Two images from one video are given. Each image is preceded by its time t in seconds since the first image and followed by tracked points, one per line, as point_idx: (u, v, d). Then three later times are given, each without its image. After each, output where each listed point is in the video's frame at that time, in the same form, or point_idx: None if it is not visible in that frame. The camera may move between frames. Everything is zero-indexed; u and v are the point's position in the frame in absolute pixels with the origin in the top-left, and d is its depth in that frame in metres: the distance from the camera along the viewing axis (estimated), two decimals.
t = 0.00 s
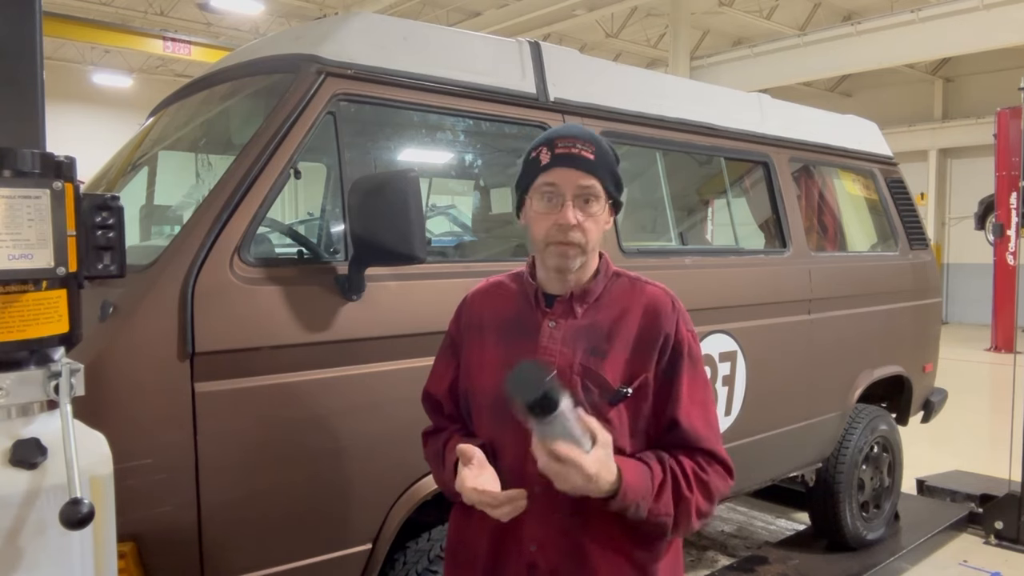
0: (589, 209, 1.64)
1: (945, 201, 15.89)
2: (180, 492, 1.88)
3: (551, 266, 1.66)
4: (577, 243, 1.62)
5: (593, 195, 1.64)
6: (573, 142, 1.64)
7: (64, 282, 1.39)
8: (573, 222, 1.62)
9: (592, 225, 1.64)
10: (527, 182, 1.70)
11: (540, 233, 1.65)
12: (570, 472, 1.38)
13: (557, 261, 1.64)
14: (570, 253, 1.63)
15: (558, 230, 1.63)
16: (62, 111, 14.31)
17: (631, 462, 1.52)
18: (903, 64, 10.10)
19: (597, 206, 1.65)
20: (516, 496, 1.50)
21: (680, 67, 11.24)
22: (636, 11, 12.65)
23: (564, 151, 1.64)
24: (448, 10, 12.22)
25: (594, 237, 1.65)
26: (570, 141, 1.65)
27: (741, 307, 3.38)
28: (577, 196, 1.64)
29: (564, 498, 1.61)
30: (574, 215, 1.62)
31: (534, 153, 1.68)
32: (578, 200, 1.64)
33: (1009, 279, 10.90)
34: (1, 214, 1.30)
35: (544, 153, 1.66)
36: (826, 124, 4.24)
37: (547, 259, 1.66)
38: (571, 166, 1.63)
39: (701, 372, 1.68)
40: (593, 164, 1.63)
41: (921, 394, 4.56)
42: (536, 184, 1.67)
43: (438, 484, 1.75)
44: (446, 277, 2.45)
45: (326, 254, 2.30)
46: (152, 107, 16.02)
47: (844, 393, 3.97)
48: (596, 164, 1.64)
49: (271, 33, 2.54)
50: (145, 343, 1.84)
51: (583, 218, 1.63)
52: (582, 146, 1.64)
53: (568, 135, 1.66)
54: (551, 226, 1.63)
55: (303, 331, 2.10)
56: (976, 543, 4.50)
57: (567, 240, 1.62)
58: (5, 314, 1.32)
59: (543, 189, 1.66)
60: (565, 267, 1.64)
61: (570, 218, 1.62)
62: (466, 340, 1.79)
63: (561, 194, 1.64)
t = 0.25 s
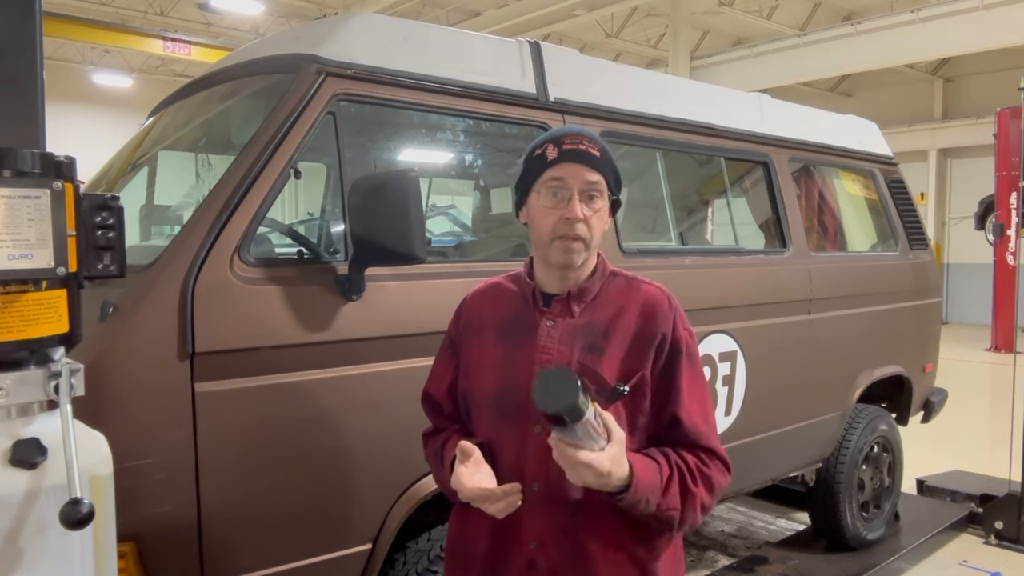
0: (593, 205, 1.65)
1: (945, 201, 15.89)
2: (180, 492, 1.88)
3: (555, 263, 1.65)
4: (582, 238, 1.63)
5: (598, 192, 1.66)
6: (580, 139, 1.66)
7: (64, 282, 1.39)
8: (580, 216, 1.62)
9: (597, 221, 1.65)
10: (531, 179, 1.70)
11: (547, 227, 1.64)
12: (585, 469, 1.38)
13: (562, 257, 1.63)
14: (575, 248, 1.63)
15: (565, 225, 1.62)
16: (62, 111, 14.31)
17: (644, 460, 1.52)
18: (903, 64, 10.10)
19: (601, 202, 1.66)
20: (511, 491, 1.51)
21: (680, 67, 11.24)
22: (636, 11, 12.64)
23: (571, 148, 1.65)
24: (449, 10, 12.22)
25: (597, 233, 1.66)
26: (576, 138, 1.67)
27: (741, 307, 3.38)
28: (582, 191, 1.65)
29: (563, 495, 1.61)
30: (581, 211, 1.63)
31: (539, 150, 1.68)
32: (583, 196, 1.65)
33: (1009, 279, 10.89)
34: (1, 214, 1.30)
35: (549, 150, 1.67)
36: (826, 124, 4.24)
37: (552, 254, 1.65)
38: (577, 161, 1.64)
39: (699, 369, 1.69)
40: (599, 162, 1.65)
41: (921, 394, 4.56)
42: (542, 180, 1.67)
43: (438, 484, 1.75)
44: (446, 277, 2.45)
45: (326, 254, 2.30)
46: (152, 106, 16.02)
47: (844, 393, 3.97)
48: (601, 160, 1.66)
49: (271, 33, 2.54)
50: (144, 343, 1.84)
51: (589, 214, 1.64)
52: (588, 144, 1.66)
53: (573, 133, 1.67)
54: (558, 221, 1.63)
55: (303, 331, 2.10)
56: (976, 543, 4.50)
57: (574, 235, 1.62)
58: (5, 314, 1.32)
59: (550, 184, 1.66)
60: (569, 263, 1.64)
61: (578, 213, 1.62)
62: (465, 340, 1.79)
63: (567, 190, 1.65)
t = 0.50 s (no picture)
0: (592, 205, 1.65)
1: (945, 201, 15.89)
2: (180, 492, 1.88)
3: (556, 263, 1.65)
4: (583, 239, 1.62)
5: (597, 192, 1.66)
6: (578, 140, 1.67)
7: (64, 282, 1.39)
8: (580, 217, 1.62)
9: (597, 221, 1.65)
10: (529, 181, 1.70)
11: (547, 228, 1.63)
12: (631, 383, 1.33)
13: (563, 258, 1.63)
14: (575, 249, 1.62)
15: (566, 225, 1.62)
16: (62, 111, 14.32)
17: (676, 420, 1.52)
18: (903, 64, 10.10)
19: (600, 202, 1.66)
20: (509, 488, 1.53)
21: (680, 67, 11.24)
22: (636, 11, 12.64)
23: (569, 148, 1.65)
24: (449, 10, 12.22)
25: (597, 233, 1.65)
26: (574, 139, 1.67)
27: (741, 307, 3.38)
28: (581, 192, 1.65)
29: (562, 493, 1.61)
30: (581, 210, 1.62)
31: (538, 151, 1.68)
32: (582, 196, 1.65)
33: (1009, 279, 10.89)
34: (1, 214, 1.30)
35: (548, 151, 1.67)
36: (826, 124, 4.24)
37: (553, 255, 1.65)
38: (577, 162, 1.64)
39: (697, 367, 1.68)
40: (598, 162, 1.66)
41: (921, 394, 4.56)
42: (541, 181, 1.67)
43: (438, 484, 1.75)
44: (446, 277, 2.45)
45: (326, 254, 2.30)
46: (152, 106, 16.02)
47: (844, 393, 3.97)
48: (599, 161, 1.66)
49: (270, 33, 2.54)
50: (144, 343, 1.84)
51: (589, 214, 1.64)
52: (586, 144, 1.67)
53: (571, 134, 1.68)
54: (558, 222, 1.63)
55: (303, 331, 2.10)
56: (976, 543, 4.50)
57: (575, 235, 1.62)
58: (6, 314, 1.32)
59: (549, 185, 1.66)
60: (570, 263, 1.64)
61: (578, 213, 1.62)
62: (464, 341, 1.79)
63: (567, 190, 1.65)
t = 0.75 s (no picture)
0: (586, 204, 1.65)
1: (945, 201, 15.89)
2: (180, 492, 1.88)
3: (551, 263, 1.65)
4: (576, 238, 1.62)
5: (590, 191, 1.65)
6: (571, 139, 1.67)
7: (64, 282, 1.39)
8: (572, 216, 1.62)
9: (591, 220, 1.64)
10: (526, 182, 1.71)
11: (541, 228, 1.64)
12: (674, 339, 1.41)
13: (557, 257, 1.64)
14: (569, 248, 1.63)
15: (558, 225, 1.62)
16: (62, 111, 14.31)
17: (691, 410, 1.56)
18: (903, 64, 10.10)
19: (594, 201, 1.65)
20: (509, 483, 1.53)
21: (680, 67, 11.22)
22: (636, 11, 12.64)
23: (561, 148, 1.65)
24: (448, 10, 12.22)
25: (593, 232, 1.65)
26: (567, 139, 1.67)
27: (741, 307, 3.38)
28: (575, 191, 1.65)
29: (562, 491, 1.61)
30: (573, 209, 1.62)
31: (532, 152, 1.69)
32: (576, 195, 1.64)
33: (1009, 279, 10.89)
34: (1, 214, 1.30)
35: (541, 152, 1.68)
36: (826, 124, 4.24)
37: (548, 255, 1.65)
38: (569, 162, 1.65)
39: (698, 366, 1.68)
40: (589, 161, 1.65)
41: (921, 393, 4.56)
42: (535, 182, 1.68)
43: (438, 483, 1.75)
44: (446, 277, 2.45)
45: (326, 254, 2.30)
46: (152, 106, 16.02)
47: (844, 393, 3.97)
48: (592, 160, 1.66)
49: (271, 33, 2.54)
50: (145, 343, 1.84)
51: (582, 213, 1.63)
52: (579, 144, 1.66)
53: (565, 134, 1.68)
54: (551, 222, 1.63)
55: (303, 331, 2.10)
56: (976, 543, 4.50)
57: (567, 234, 1.62)
58: (6, 314, 1.32)
59: (542, 186, 1.66)
60: (565, 263, 1.64)
61: (570, 212, 1.62)
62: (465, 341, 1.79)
63: (560, 190, 1.65)
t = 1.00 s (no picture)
0: (586, 201, 1.65)
1: (945, 201, 15.89)
2: (180, 492, 1.88)
3: (551, 259, 1.65)
4: (575, 234, 1.63)
5: (590, 188, 1.66)
6: (571, 137, 1.68)
7: (64, 282, 1.39)
8: (572, 211, 1.62)
9: (590, 216, 1.65)
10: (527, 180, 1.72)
11: (540, 223, 1.65)
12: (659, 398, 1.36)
13: (557, 253, 1.64)
14: (568, 244, 1.63)
15: (557, 221, 1.63)
16: (62, 111, 14.31)
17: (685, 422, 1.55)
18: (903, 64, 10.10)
19: (594, 198, 1.66)
20: (516, 476, 1.53)
21: (680, 67, 11.22)
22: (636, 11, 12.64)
23: (561, 145, 1.67)
24: (449, 10, 12.21)
25: (592, 228, 1.65)
26: (568, 136, 1.68)
27: (741, 307, 3.38)
28: (574, 188, 1.66)
29: (564, 489, 1.61)
30: (573, 205, 1.63)
31: (533, 150, 1.71)
32: (575, 191, 1.65)
33: (1009, 279, 10.89)
34: (1, 214, 1.30)
35: (541, 150, 1.69)
36: (826, 124, 4.24)
37: (547, 250, 1.65)
38: (568, 159, 1.66)
39: (698, 364, 1.69)
40: (589, 158, 1.66)
41: (921, 393, 4.56)
42: (535, 179, 1.69)
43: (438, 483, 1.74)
44: (446, 277, 2.45)
45: (326, 254, 2.30)
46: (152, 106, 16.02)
47: (844, 393, 3.97)
48: (592, 158, 1.67)
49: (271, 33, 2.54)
50: (145, 343, 1.84)
51: (581, 209, 1.64)
52: (579, 141, 1.68)
53: (565, 133, 1.69)
54: (550, 218, 1.64)
55: (302, 331, 2.10)
56: (976, 543, 4.50)
57: (567, 229, 1.62)
58: (6, 314, 1.31)
59: (542, 182, 1.67)
60: (564, 259, 1.64)
61: (569, 208, 1.62)
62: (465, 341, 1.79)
63: (560, 186, 1.66)
